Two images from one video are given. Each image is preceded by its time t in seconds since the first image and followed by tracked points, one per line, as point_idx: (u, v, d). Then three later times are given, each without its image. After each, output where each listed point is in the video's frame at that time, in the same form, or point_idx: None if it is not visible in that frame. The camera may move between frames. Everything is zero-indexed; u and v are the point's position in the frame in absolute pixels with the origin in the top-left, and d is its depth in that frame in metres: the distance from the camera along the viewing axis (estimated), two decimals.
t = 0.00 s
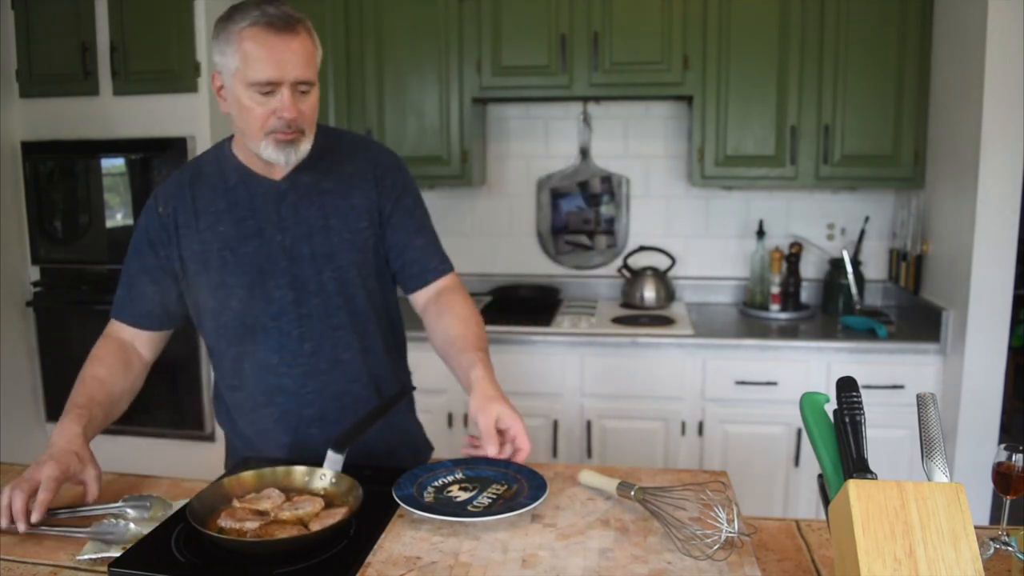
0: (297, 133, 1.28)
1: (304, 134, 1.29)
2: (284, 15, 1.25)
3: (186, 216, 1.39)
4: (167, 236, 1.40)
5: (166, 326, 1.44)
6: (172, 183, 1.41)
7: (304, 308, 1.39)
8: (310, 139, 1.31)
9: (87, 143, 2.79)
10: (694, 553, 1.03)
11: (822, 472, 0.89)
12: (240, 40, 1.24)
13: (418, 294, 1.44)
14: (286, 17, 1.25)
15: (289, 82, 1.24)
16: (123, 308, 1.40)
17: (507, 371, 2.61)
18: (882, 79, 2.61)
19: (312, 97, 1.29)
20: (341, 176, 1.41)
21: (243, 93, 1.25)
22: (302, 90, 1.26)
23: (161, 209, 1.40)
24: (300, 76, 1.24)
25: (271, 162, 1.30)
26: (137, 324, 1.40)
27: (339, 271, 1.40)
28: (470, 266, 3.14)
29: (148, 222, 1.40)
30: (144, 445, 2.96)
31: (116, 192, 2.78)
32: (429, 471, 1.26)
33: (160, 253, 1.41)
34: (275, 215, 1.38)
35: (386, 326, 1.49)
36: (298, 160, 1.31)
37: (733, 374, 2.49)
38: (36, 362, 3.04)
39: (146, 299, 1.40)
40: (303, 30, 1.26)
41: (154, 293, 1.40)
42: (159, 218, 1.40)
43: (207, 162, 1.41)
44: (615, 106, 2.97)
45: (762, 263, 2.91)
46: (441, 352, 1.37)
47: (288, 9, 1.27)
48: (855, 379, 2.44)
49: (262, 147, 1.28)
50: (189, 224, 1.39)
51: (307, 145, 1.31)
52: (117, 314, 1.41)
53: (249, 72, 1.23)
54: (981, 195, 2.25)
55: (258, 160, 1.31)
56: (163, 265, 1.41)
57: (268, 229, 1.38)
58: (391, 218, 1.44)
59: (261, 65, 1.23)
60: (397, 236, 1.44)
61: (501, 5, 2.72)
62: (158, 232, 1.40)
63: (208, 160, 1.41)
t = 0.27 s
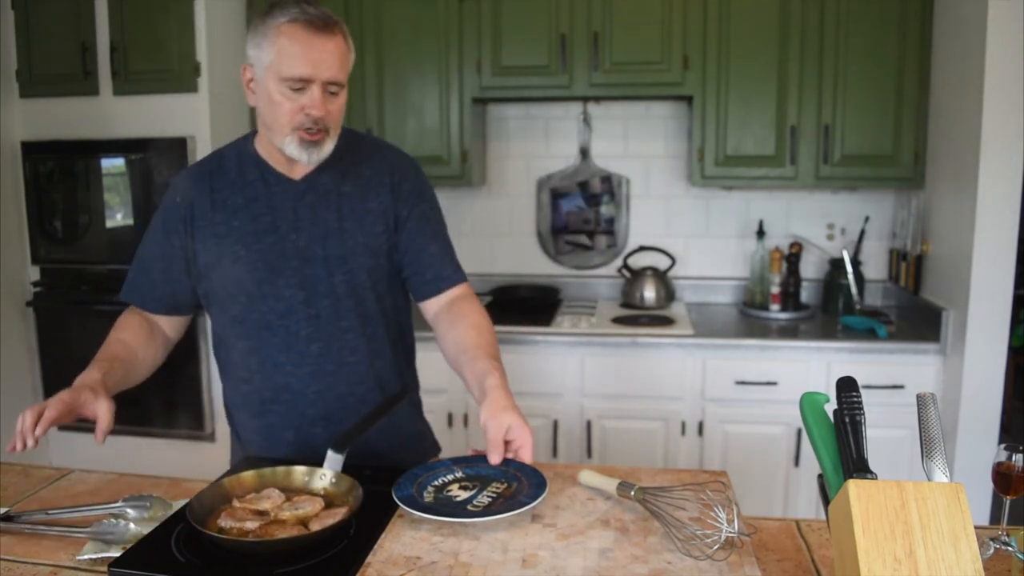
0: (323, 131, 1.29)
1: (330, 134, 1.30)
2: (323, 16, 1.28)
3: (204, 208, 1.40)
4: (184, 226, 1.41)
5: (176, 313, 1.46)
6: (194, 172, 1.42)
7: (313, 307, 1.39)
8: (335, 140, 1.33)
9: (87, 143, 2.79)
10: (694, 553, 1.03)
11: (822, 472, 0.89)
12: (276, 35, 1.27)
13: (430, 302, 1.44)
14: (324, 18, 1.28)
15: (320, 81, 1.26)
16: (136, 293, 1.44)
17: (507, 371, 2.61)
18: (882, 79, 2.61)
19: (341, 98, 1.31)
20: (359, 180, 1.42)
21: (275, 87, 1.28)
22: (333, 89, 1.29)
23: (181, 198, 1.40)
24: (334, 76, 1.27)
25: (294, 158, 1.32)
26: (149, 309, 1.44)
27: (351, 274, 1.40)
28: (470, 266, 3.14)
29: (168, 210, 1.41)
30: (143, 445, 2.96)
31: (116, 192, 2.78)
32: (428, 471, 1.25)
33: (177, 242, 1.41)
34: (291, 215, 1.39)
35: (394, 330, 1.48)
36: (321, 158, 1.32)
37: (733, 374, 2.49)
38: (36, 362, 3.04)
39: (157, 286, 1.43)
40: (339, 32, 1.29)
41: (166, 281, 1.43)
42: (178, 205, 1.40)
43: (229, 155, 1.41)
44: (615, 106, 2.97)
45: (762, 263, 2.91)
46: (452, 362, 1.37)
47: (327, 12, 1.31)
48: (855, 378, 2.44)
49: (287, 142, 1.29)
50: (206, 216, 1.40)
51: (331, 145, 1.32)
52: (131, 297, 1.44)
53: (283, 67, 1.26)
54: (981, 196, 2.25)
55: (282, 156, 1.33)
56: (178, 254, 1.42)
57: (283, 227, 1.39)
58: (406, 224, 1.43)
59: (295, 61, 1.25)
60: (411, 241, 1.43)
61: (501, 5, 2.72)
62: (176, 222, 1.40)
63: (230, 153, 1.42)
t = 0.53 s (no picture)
0: (345, 153, 1.24)
1: (355, 152, 1.25)
2: (331, 27, 1.15)
3: (254, 208, 1.37)
4: (229, 226, 1.37)
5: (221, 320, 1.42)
6: (247, 170, 1.40)
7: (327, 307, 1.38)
8: (364, 157, 1.27)
9: (86, 143, 2.78)
10: (695, 553, 1.03)
11: (822, 472, 0.88)
12: (290, 54, 1.19)
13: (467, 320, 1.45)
14: (331, 29, 1.15)
15: (332, 106, 1.18)
16: (178, 297, 1.36)
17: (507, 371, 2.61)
18: (883, 79, 2.61)
19: (365, 117, 1.23)
20: (422, 190, 1.41)
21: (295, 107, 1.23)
22: (352, 111, 1.21)
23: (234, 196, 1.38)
24: (342, 99, 1.18)
25: (325, 174, 1.29)
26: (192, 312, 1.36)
27: (409, 289, 1.38)
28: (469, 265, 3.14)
29: (217, 207, 1.37)
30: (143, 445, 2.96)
31: (116, 192, 2.79)
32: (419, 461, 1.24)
33: (225, 243, 1.38)
34: (348, 224, 1.38)
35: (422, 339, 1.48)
36: (351, 176, 1.28)
37: (733, 374, 2.49)
38: (36, 362, 3.04)
39: (201, 287, 1.36)
40: (350, 42, 1.16)
41: (212, 284, 1.37)
42: (231, 204, 1.37)
43: (285, 158, 1.40)
44: (615, 106, 2.97)
45: (762, 263, 2.91)
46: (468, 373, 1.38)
47: (342, 15, 1.16)
48: (855, 378, 2.44)
49: (314, 160, 1.27)
50: (258, 219, 1.37)
51: (359, 163, 1.27)
52: (171, 302, 1.36)
53: (296, 91, 1.19)
54: (981, 196, 2.25)
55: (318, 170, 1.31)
56: (223, 255, 1.38)
57: (338, 237, 1.37)
58: (476, 242, 1.43)
59: (305, 86, 1.17)
60: (480, 264, 1.43)
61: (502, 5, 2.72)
62: (223, 220, 1.37)
63: (284, 156, 1.41)
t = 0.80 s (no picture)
0: (361, 154, 1.24)
1: (370, 154, 1.25)
2: (353, 29, 1.15)
3: (260, 205, 1.38)
4: (231, 222, 1.38)
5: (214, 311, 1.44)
6: (254, 166, 1.40)
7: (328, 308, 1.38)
8: (379, 158, 1.27)
9: (86, 144, 2.79)
10: (695, 553, 1.03)
11: (822, 472, 0.88)
12: (310, 52, 1.18)
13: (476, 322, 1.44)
14: (354, 31, 1.15)
15: (350, 107, 1.18)
16: (169, 283, 1.39)
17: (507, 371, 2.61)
18: (883, 79, 2.61)
19: (382, 118, 1.22)
20: (435, 192, 1.40)
21: (312, 106, 1.22)
22: (369, 113, 1.21)
23: (236, 191, 1.38)
24: (360, 100, 1.18)
25: (339, 174, 1.29)
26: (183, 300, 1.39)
27: (418, 291, 1.38)
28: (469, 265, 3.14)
29: (220, 203, 1.38)
30: (143, 445, 2.96)
31: (116, 192, 2.79)
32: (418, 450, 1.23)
33: (223, 239, 1.39)
34: (356, 225, 1.37)
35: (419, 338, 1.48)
36: (365, 177, 1.28)
37: (732, 374, 2.49)
38: (36, 362, 3.04)
39: (192, 278, 1.39)
40: (372, 44, 1.16)
41: (202, 276, 1.39)
42: (234, 200, 1.38)
43: (294, 156, 1.40)
44: (615, 106, 2.97)
45: (762, 262, 2.91)
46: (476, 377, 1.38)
47: (364, 17, 1.16)
48: (855, 378, 2.44)
49: (329, 160, 1.27)
50: (265, 217, 1.37)
51: (374, 164, 1.27)
52: (163, 286, 1.39)
53: (314, 89, 1.19)
54: (981, 195, 2.25)
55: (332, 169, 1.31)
56: (221, 251, 1.39)
57: (346, 237, 1.37)
58: (487, 246, 1.43)
59: (324, 86, 1.17)
60: (491, 266, 1.44)
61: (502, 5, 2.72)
62: (227, 216, 1.38)
63: (293, 153, 1.41)
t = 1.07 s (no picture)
0: (375, 153, 1.24)
1: (384, 153, 1.25)
2: (369, 28, 1.15)
3: (277, 202, 1.38)
4: (252, 220, 1.38)
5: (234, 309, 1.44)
6: (273, 164, 1.41)
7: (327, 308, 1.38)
8: (393, 157, 1.27)
9: (86, 144, 2.78)
10: (694, 553, 1.03)
11: (822, 472, 0.88)
12: (326, 51, 1.19)
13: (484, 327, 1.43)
14: (369, 30, 1.15)
15: (365, 105, 1.18)
16: (196, 285, 1.40)
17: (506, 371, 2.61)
18: (883, 79, 2.61)
19: (396, 117, 1.22)
20: (451, 193, 1.39)
21: (327, 104, 1.22)
22: (384, 112, 1.20)
23: (256, 188, 1.38)
24: (375, 99, 1.18)
25: (353, 173, 1.29)
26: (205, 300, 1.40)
27: (430, 292, 1.38)
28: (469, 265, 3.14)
29: (240, 201, 1.38)
30: (143, 444, 2.97)
31: (115, 192, 2.79)
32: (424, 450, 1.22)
33: (245, 236, 1.39)
34: (371, 224, 1.37)
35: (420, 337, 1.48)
36: (379, 176, 1.28)
37: (732, 373, 2.49)
38: (36, 362, 3.04)
39: (216, 277, 1.39)
40: (387, 43, 1.16)
41: (225, 275, 1.39)
42: (253, 197, 1.38)
43: (311, 154, 1.40)
44: (615, 106, 2.97)
45: (762, 262, 2.91)
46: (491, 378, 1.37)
47: (381, 15, 1.17)
48: (855, 378, 2.44)
49: (343, 158, 1.27)
50: (282, 214, 1.38)
51: (388, 163, 1.27)
52: (190, 287, 1.40)
53: (330, 87, 1.19)
54: (981, 195, 2.25)
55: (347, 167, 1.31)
56: (243, 249, 1.39)
57: (360, 236, 1.37)
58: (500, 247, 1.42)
59: (340, 84, 1.17)
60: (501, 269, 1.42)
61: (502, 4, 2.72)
62: (247, 214, 1.38)
63: (310, 150, 1.41)
